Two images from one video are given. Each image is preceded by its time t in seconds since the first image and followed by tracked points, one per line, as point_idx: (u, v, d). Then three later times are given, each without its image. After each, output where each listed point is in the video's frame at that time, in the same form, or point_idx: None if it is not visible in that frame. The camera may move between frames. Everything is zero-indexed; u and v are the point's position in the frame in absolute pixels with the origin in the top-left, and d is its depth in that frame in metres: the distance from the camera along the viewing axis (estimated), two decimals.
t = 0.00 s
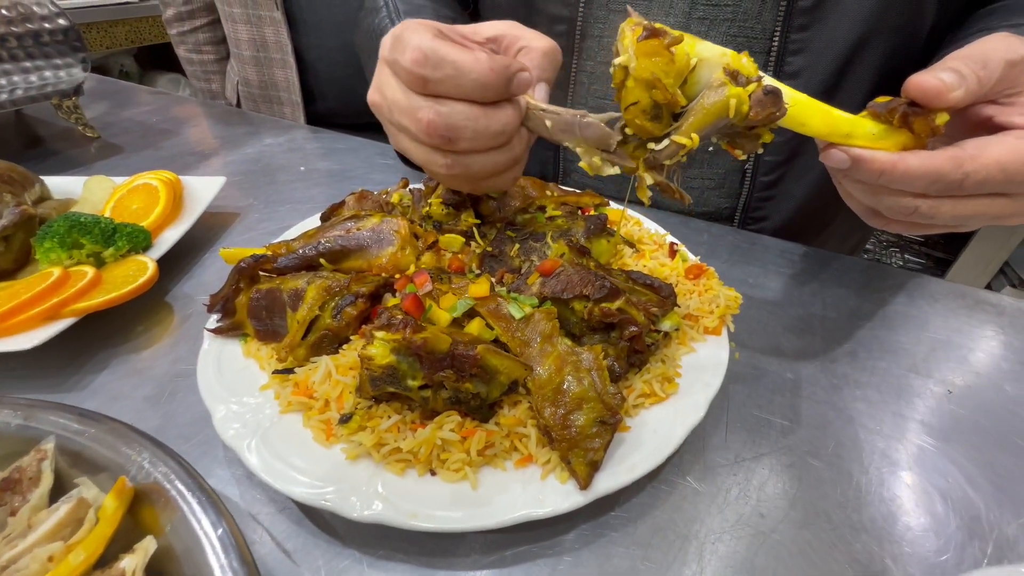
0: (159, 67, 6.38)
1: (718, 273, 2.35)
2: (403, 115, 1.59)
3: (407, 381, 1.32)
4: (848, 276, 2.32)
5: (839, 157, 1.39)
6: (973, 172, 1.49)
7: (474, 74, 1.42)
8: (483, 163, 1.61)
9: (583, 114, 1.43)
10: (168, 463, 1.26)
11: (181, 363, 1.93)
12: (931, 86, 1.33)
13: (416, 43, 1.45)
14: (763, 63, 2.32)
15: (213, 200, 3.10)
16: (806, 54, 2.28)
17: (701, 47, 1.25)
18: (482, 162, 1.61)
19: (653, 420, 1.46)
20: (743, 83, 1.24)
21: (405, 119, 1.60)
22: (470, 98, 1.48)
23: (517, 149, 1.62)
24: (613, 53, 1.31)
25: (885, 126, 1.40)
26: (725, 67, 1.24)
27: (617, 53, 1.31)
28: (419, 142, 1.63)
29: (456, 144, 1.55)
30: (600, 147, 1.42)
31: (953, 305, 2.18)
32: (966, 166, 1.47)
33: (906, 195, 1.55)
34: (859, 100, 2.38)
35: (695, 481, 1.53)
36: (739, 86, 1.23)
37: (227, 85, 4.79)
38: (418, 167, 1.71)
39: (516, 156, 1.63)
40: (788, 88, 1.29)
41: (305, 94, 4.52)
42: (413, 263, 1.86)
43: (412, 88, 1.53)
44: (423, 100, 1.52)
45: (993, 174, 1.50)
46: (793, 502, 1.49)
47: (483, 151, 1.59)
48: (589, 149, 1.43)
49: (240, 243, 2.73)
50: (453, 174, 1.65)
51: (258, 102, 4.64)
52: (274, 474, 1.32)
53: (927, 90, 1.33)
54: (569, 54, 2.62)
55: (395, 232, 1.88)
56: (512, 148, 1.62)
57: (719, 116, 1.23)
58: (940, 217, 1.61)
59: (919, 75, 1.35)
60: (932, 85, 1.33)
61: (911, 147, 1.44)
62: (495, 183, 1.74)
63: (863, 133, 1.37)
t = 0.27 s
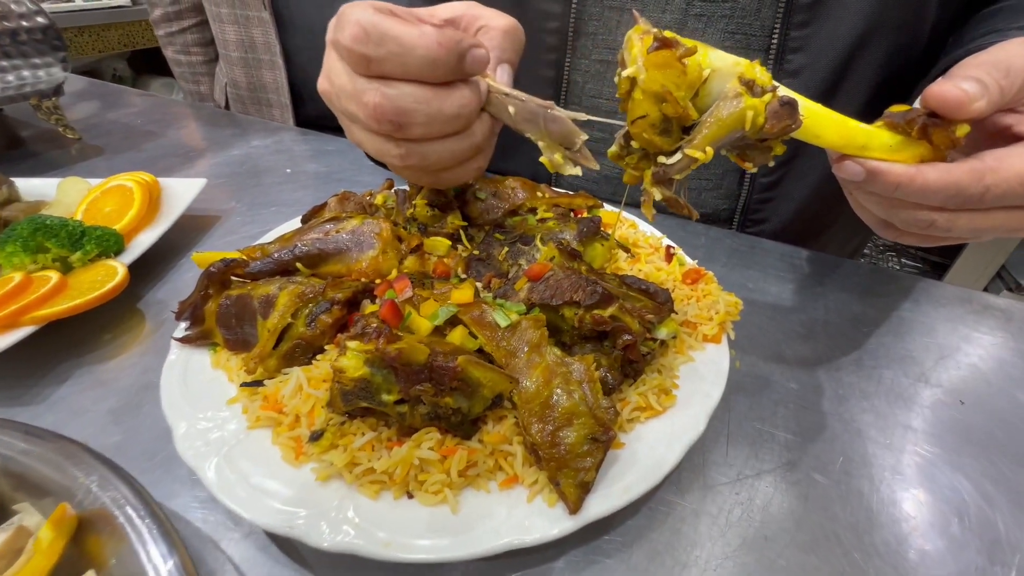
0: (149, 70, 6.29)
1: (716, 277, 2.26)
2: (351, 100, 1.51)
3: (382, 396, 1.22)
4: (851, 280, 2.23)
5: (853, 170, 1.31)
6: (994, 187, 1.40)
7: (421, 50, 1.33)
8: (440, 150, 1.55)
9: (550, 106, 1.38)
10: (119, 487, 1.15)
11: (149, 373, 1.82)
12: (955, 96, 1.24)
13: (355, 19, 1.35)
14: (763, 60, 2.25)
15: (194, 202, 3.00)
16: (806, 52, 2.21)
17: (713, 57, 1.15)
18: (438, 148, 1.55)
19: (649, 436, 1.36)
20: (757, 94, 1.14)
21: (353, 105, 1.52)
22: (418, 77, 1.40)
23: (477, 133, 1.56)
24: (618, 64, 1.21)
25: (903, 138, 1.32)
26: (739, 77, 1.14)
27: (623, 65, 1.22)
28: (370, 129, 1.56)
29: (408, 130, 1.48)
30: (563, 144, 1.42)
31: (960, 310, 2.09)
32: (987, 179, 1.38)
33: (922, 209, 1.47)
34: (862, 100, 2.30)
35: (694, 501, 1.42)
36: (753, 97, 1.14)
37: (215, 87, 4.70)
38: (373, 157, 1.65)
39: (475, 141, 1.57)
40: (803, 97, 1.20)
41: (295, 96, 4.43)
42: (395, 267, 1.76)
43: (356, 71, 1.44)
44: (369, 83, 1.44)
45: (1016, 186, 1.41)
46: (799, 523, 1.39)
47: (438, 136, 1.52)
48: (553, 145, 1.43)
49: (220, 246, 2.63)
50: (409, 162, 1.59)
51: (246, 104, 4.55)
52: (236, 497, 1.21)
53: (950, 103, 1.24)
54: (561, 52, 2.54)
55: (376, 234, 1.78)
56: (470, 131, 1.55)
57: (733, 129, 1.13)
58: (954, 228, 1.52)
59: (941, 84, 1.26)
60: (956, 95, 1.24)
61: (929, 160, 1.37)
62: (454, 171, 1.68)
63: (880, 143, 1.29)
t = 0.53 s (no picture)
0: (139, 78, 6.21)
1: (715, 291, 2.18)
2: (328, 115, 1.44)
3: (353, 430, 1.13)
4: (854, 293, 2.15)
5: (871, 188, 1.24)
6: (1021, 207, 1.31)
7: (399, 52, 1.26)
8: (428, 161, 1.47)
9: (544, 111, 1.31)
10: (65, 532, 1.06)
11: (116, 397, 1.71)
12: (980, 113, 1.16)
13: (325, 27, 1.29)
14: (763, 66, 2.18)
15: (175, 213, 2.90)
16: (808, 58, 2.15)
17: (725, 73, 1.08)
18: (426, 159, 1.47)
19: (642, 468, 1.26)
20: (773, 112, 1.06)
21: (330, 119, 1.45)
22: (397, 83, 1.33)
23: (467, 141, 1.48)
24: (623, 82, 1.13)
25: (924, 156, 1.24)
26: (754, 94, 1.06)
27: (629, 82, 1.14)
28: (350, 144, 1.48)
29: (391, 141, 1.40)
30: (558, 151, 1.36)
31: (967, 325, 2.01)
32: (1012, 198, 1.29)
33: (941, 229, 1.40)
34: (864, 107, 2.23)
35: (692, 537, 1.33)
36: (768, 116, 1.06)
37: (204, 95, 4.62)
38: (356, 173, 1.57)
39: (465, 148, 1.48)
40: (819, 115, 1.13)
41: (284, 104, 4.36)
42: (375, 285, 1.66)
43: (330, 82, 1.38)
44: (345, 93, 1.37)
45: None
46: (804, 560, 1.30)
47: (424, 146, 1.44)
48: (546, 152, 1.37)
49: (199, 260, 2.53)
50: (395, 176, 1.51)
51: (235, 112, 4.46)
52: (193, 541, 1.11)
53: (975, 120, 1.16)
54: (554, 58, 2.46)
55: (356, 250, 1.69)
56: (458, 138, 1.46)
57: (748, 149, 1.06)
58: (978, 248, 1.46)
59: (964, 100, 1.18)
60: (981, 112, 1.16)
61: (951, 178, 1.29)
62: (444, 184, 1.59)
63: (900, 161, 1.22)
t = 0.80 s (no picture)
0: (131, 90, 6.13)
1: (716, 316, 2.11)
2: (289, 121, 1.34)
3: (334, 487, 1.06)
4: (860, 317, 2.09)
5: (897, 231, 1.21)
6: None
7: (360, 44, 1.17)
8: (403, 168, 1.39)
9: (530, 116, 1.28)
10: None
11: (93, 435, 1.64)
12: (1014, 159, 1.13)
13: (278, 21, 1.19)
14: (764, 85, 2.14)
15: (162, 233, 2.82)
16: (809, 78, 2.11)
17: (753, 121, 1.03)
18: (400, 166, 1.39)
19: (643, 519, 1.19)
20: (801, 160, 1.00)
21: (292, 125, 1.35)
22: (362, 81, 1.24)
23: (445, 145, 1.40)
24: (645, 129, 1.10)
25: (954, 200, 1.22)
26: (782, 142, 1.01)
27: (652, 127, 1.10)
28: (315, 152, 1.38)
29: (360, 146, 1.31)
30: (546, 161, 1.32)
31: (978, 350, 1.94)
32: None
33: (969, 272, 1.36)
34: (866, 128, 2.20)
35: None
36: (795, 163, 1.00)
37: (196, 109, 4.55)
38: (326, 184, 1.48)
39: (442, 152, 1.40)
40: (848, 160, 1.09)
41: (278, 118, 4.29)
42: (362, 318, 1.58)
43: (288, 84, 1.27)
44: (306, 94, 1.27)
45: None
46: None
47: (396, 151, 1.35)
48: (532, 161, 1.32)
49: (184, 282, 2.45)
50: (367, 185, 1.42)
51: (227, 126, 4.40)
52: None
53: (1007, 166, 1.14)
54: (551, 76, 2.42)
55: (344, 281, 1.62)
56: (433, 141, 1.38)
57: (776, 201, 1.01)
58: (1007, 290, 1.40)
59: (994, 145, 1.16)
60: (1015, 158, 1.13)
61: (981, 223, 1.25)
62: (423, 193, 1.51)
63: (928, 205, 1.18)
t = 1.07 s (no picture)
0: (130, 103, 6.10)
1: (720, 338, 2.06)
2: (266, 141, 1.26)
3: (327, 540, 1.02)
4: (869, 339, 2.03)
5: (892, 281, 1.22)
6: None
7: (337, 57, 1.08)
8: (390, 188, 1.32)
9: (528, 137, 1.23)
10: None
11: (78, 469, 1.59)
12: (1007, 219, 1.07)
13: (249, 35, 1.10)
14: (766, 105, 2.11)
15: (155, 252, 2.77)
16: (812, 97, 2.07)
17: (750, 184, 0.99)
18: (387, 186, 1.32)
19: (653, 565, 1.14)
20: (798, 221, 0.99)
21: (269, 146, 1.27)
22: (342, 95, 1.16)
23: (434, 161, 1.33)
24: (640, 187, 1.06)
25: (946, 254, 1.17)
26: (779, 207, 0.99)
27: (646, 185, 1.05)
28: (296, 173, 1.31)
29: (343, 166, 1.24)
30: (540, 184, 1.29)
31: (994, 373, 1.88)
32: None
33: (963, 319, 1.32)
34: (871, 147, 2.16)
35: None
36: (793, 224, 0.99)
37: (193, 122, 4.51)
38: (310, 207, 1.41)
39: (431, 171, 1.33)
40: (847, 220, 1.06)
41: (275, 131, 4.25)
42: (359, 348, 1.54)
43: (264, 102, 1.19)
44: (283, 111, 1.19)
45: None
46: None
47: (382, 170, 1.28)
48: (527, 184, 1.30)
49: (174, 303, 2.39)
50: (352, 207, 1.35)
51: (224, 140, 4.35)
52: None
53: (1000, 227, 1.08)
54: (549, 94, 2.38)
55: (339, 310, 1.57)
56: (421, 158, 1.31)
57: (773, 264, 1.00)
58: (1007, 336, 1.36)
59: (986, 202, 1.10)
60: (1007, 218, 1.07)
61: (972, 274, 1.20)
62: (412, 213, 1.45)
63: (921, 260, 1.15)
